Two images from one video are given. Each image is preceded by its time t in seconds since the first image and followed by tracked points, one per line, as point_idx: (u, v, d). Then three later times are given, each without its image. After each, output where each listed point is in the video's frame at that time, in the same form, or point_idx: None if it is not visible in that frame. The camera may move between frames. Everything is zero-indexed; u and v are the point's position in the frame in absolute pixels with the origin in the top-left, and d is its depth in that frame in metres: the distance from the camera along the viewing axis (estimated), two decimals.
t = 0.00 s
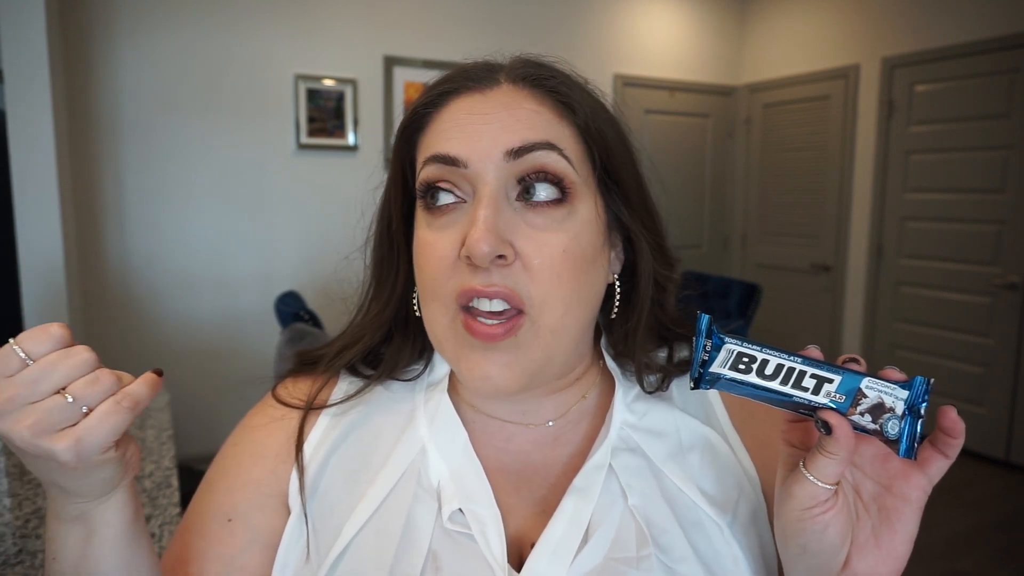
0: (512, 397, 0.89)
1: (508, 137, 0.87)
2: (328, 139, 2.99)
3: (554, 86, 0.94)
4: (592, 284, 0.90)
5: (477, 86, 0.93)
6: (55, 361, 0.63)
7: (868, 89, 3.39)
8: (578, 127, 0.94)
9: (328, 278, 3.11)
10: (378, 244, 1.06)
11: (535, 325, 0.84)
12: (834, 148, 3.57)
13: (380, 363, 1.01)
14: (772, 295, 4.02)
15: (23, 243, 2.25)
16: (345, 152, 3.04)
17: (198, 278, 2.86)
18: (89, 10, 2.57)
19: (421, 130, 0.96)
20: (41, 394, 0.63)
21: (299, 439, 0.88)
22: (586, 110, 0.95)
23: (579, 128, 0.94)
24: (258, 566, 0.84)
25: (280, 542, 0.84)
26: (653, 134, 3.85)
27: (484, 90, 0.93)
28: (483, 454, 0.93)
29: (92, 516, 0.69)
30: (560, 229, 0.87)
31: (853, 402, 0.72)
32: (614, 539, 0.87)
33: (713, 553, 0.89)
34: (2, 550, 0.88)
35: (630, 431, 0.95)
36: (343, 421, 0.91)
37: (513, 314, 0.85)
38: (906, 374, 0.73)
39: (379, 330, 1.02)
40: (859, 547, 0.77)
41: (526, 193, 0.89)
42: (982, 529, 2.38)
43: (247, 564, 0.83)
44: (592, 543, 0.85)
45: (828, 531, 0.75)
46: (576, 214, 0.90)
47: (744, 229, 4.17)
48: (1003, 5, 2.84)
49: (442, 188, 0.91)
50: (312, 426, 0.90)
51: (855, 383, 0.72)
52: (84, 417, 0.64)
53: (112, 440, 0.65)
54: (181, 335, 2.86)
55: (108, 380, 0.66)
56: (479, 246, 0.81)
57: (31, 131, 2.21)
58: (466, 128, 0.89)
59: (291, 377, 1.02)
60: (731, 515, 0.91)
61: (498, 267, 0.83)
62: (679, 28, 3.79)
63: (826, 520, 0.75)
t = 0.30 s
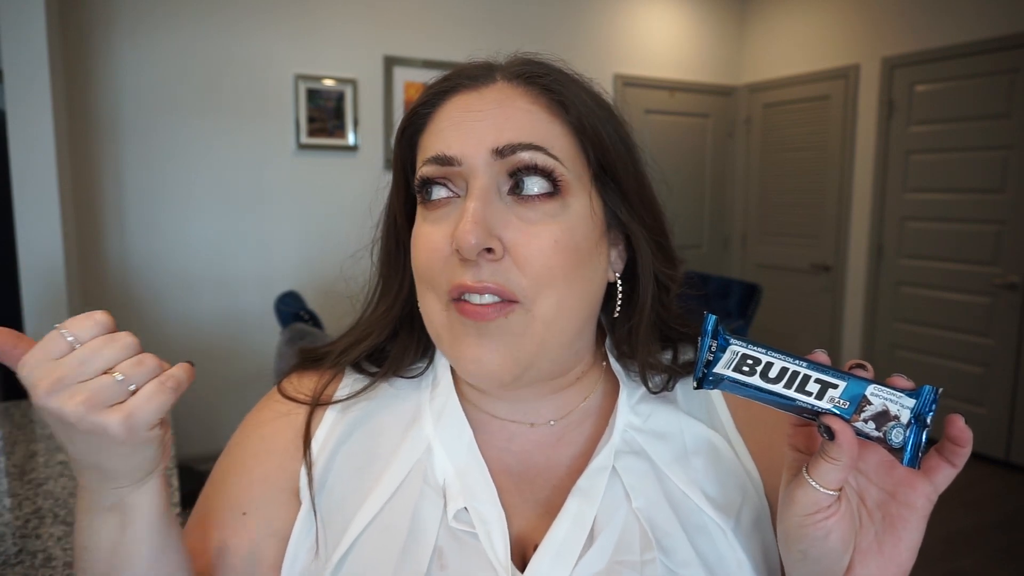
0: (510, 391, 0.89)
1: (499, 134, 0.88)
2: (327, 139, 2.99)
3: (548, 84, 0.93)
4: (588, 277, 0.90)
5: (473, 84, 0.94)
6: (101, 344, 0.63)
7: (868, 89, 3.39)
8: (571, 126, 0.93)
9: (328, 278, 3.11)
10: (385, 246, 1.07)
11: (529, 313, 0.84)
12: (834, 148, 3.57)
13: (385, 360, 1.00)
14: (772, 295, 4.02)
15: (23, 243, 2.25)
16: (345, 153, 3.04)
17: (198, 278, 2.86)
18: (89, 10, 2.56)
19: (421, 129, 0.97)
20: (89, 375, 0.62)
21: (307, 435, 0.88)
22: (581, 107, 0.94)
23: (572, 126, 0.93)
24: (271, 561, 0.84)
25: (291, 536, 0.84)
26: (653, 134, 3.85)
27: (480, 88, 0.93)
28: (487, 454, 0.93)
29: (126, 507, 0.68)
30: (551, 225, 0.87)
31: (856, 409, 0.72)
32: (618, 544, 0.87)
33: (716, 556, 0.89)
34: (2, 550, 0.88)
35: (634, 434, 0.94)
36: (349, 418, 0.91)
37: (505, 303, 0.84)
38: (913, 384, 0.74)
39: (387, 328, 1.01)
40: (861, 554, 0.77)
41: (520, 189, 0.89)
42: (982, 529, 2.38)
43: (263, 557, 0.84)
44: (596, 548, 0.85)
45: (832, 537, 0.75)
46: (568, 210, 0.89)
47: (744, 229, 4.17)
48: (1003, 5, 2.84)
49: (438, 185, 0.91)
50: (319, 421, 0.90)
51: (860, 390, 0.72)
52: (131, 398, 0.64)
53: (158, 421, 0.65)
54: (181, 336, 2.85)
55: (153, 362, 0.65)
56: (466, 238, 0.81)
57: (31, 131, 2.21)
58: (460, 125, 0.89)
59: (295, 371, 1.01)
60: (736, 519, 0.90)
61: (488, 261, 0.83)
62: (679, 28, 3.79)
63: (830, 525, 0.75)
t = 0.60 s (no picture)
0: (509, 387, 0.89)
1: (498, 133, 0.88)
2: (327, 139, 2.99)
3: (547, 84, 0.94)
4: (585, 277, 0.90)
5: (473, 84, 0.94)
6: (179, 338, 0.66)
7: (868, 89, 3.39)
8: (569, 125, 0.93)
9: (328, 278, 3.11)
10: (386, 246, 1.07)
11: (523, 314, 0.83)
12: (834, 148, 3.56)
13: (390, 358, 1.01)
14: (772, 295, 4.02)
15: (23, 243, 2.25)
16: (345, 153, 3.04)
17: (198, 278, 2.86)
18: (89, 10, 2.56)
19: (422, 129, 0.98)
20: (166, 367, 0.65)
21: (311, 434, 0.87)
22: (580, 106, 0.94)
23: (570, 125, 0.93)
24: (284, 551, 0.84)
25: (302, 532, 0.83)
26: (653, 134, 3.85)
27: (479, 88, 0.93)
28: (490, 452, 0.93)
29: (170, 504, 0.70)
30: (550, 223, 0.87)
31: (850, 414, 0.71)
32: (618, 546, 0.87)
33: (719, 559, 0.89)
34: (2, 550, 0.88)
35: (637, 435, 0.94)
36: (357, 413, 0.91)
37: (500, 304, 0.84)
38: (910, 392, 0.73)
39: (388, 323, 1.02)
40: (859, 558, 0.77)
41: (520, 186, 0.89)
42: (982, 529, 2.38)
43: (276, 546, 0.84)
44: (597, 550, 0.85)
45: (829, 540, 0.75)
46: (568, 208, 0.89)
47: (744, 229, 4.17)
48: (1003, 5, 2.84)
49: (438, 184, 0.92)
50: (323, 419, 0.90)
51: (854, 395, 0.72)
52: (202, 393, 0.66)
53: (222, 420, 0.67)
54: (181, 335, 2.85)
55: (223, 360, 0.69)
56: (467, 237, 0.81)
57: (32, 131, 2.21)
58: (460, 125, 0.90)
59: (300, 364, 1.01)
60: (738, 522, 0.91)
61: (487, 261, 0.83)
62: (679, 28, 3.79)
63: (827, 528, 0.75)
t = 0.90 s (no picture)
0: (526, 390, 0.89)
1: (534, 132, 0.88)
2: (328, 139, 2.99)
3: (576, 85, 0.95)
4: (610, 278, 0.90)
5: (502, 83, 0.94)
6: (184, 338, 0.66)
7: (868, 89, 3.39)
8: (600, 125, 0.95)
9: (328, 278, 3.11)
10: (384, 242, 1.06)
11: (553, 319, 0.83)
12: (834, 148, 3.56)
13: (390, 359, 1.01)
14: (772, 295, 4.02)
15: (23, 243, 2.25)
16: (345, 153, 3.04)
17: (198, 278, 2.86)
18: (88, 10, 2.56)
19: (445, 126, 0.96)
20: (170, 368, 0.65)
21: (310, 436, 0.87)
22: (608, 109, 0.96)
23: (601, 126, 0.95)
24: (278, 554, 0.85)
25: (298, 530, 0.84)
26: (653, 134, 3.85)
27: (509, 86, 0.93)
28: (494, 452, 0.93)
29: (168, 504, 0.70)
30: (583, 224, 0.87)
31: (855, 415, 0.72)
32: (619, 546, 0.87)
33: (720, 559, 0.89)
34: (2, 550, 0.88)
35: (639, 434, 0.94)
36: (356, 417, 0.91)
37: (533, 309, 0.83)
38: (913, 394, 0.74)
39: (382, 324, 1.02)
40: (859, 559, 0.77)
41: (551, 186, 0.89)
42: (982, 529, 2.38)
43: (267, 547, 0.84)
44: (598, 549, 0.85)
45: (832, 538, 0.75)
46: (598, 209, 0.90)
47: (744, 229, 4.17)
48: (1003, 5, 2.84)
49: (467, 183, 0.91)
50: (322, 421, 0.90)
51: (858, 396, 0.72)
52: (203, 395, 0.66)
53: (222, 423, 0.67)
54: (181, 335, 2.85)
55: (227, 364, 0.69)
56: (509, 236, 0.81)
57: (32, 131, 2.21)
58: (493, 123, 0.89)
59: (299, 368, 1.02)
60: (739, 523, 0.90)
61: (525, 261, 0.83)
62: (679, 28, 3.79)
63: (831, 527, 0.75)
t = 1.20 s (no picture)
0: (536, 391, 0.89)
1: (540, 130, 0.88)
2: (328, 139, 2.99)
3: (582, 83, 0.95)
4: (618, 277, 0.90)
5: (508, 81, 0.94)
6: (186, 339, 0.66)
7: (868, 89, 3.39)
8: (606, 123, 0.95)
9: (327, 278, 3.11)
10: (391, 242, 1.06)
11: (565, 319, 0.84)
12: (834, 148, 3.56)
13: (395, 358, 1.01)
14: (772, 295, 4.02)
15: (23, 243, 2.25)
16: (346, 153, 3.04)
17: (198, 278, 2.85)
18: (88, 10, 2.56)
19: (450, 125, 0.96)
20: (171, 367, 0.65)
21: (310, 438, 0.87)
22: (614, 107, 0.96)
23: (607, 124, 0.95)
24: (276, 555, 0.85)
25: (300, 526, 0.84)
26: (653, 134, 3.85)
27: (514, 85, 0.93)
28: (498, 450, 0.93)
29: (165, 504, 0.70)
30: (589, 221, 0.87)
31: (858, 404, 0.74)
32: (627, 542, 0.87)
33: (727, 556, 0.88)
34: (2, 550, 0.88)
35: (644, 432, 0.94)
36: (358, 416, 0.91)
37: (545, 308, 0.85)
38: (920, 387, 0.75)
39: (389, 325, 1.01)
40: (871, 548, 0.76)
41: (557, 184, 0.89)
42: (982, 529, 2.38)
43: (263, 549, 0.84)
44: (604, 546, 0.85)
45: (839, 529, 0.75)
46: (604, 207, 0.90)
47: (744, 229, 4.17)
48: (1003, 5, 2.84)
49: (473, 181, 0.91)
50: (322, 421, 0.90)
51: (864, 385, 0.74)
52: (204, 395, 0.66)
53: (221, 424, 0.67)
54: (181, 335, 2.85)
55: (229, 365, 0.69)
56: (515, 232, 0.81)
57: (32, 131, 2.20)
58: (499, 120, 0.89)
59: (301, 367, 1.02)
60: (745, 519, 0.90)
61: (531, 256, 0.83)
62: (679, 28, 3.79)
63: (840, 516, 0.75)
